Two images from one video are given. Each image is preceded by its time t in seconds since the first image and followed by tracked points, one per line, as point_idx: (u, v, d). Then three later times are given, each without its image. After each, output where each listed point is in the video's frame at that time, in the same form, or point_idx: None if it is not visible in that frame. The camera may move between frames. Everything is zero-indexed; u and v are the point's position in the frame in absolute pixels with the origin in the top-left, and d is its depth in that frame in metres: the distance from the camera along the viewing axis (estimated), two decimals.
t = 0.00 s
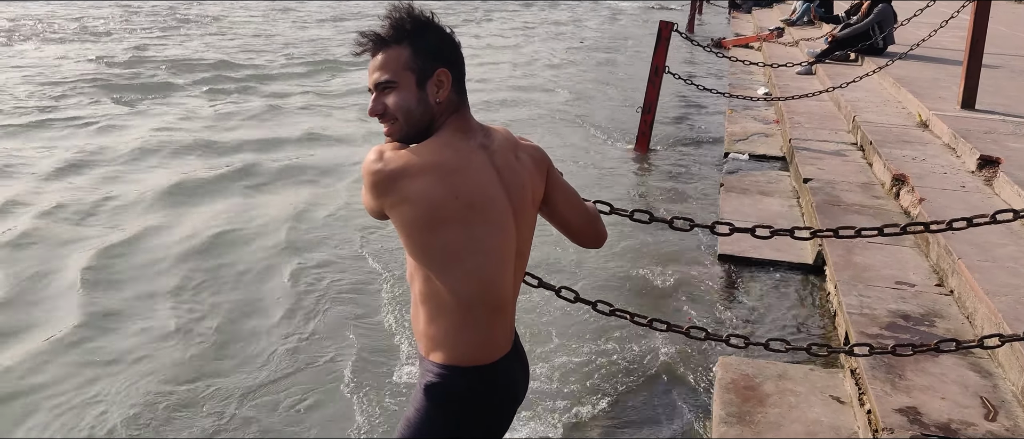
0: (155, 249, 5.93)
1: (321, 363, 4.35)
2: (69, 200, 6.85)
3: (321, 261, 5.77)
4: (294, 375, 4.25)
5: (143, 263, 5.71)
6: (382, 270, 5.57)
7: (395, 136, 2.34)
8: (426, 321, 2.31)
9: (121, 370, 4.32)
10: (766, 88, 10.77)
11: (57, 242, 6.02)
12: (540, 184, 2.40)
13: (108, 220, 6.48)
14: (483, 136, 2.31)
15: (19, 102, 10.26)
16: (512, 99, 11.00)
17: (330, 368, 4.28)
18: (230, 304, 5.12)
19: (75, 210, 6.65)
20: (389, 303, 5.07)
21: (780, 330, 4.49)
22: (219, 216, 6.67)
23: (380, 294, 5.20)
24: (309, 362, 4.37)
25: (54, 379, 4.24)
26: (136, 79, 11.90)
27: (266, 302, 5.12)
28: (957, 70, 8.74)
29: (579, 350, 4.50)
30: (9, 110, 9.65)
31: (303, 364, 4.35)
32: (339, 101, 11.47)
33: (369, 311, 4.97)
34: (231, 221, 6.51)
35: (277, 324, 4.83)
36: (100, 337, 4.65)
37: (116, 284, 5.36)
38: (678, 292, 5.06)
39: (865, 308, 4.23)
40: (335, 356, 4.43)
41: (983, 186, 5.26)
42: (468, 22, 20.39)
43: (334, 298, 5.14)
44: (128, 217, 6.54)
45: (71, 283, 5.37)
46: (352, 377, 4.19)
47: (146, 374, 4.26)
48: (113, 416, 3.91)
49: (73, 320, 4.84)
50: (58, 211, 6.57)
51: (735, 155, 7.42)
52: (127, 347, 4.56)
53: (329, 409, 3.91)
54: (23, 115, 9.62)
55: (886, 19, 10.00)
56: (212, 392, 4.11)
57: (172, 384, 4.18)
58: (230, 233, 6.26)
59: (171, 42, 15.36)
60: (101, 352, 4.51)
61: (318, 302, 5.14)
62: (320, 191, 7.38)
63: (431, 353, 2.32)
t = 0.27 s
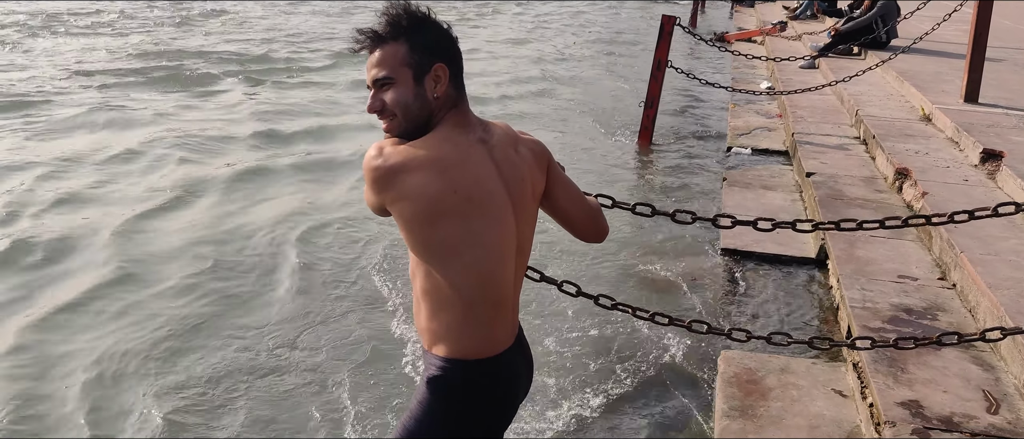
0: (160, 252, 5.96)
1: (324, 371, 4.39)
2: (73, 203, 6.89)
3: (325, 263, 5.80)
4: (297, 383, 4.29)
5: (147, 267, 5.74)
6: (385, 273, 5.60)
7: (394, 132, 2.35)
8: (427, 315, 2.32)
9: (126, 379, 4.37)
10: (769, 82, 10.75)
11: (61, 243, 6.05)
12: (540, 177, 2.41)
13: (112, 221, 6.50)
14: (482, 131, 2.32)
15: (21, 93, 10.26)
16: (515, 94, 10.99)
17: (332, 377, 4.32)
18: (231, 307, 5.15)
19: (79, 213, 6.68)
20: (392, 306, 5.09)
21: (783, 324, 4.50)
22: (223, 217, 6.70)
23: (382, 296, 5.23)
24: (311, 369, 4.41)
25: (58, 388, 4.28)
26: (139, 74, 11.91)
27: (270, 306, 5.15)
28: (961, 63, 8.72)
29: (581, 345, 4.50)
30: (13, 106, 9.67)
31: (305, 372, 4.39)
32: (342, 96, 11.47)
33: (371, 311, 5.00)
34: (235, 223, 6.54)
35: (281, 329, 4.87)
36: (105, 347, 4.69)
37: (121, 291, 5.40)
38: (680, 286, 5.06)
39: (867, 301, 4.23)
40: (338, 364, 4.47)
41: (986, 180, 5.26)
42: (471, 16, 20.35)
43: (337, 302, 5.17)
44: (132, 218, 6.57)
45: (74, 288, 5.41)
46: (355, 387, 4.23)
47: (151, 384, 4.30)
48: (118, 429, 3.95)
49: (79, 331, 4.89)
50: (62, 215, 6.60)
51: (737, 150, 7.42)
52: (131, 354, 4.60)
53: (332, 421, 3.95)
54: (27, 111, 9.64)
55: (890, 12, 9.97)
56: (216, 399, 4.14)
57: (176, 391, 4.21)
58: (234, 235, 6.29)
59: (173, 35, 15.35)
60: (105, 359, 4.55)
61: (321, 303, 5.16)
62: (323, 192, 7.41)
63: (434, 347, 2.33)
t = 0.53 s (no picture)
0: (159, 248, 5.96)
1: (325, 374, 4.40)
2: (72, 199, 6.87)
3: (324, 258, 5.80)
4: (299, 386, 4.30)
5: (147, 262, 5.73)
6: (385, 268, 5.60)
7: (390, 127, 2.34)
8: (428, 308, 2.32)
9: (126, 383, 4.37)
10: (768, 74, 10.74)
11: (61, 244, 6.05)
12: (538, 168, 2.40)
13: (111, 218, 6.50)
14: (478, 122, 2.31)
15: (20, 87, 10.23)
16: (514, 87, 10.98)
17: (331, 380, 4.33)
18: (230, 308, 5.16)
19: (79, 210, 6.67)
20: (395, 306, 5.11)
21: (782, 317, 4.49)
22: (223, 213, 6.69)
23: (381, 297, 5.24)
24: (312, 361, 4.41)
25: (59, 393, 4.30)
26: (138, 67, 11.89)
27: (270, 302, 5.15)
28: (961, 55, 8.71)
29: (581, 338, 4.50)
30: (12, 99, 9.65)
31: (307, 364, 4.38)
32: (341, 89, 11.46)
33: (369, 314, 5.01)
34: (236, 222, 6.54)
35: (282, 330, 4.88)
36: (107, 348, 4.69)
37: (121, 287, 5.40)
38: (681, 278, 5.07)
39: (867, 293, 4.23)
40: (339, 365, 4.47)
41: (986, 171, 5.25)
42: (470, 9, 20.32)
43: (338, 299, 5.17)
44: (132, 217, 6.56)
45: (73, 289, 5.42)
46: (358, 389, 4.24)
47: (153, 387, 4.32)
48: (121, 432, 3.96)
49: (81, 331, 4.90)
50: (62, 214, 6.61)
51: (737, 143, 7.41)
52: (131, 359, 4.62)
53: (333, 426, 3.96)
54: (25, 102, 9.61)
55: (889, 4, 9.95)
56: (219, 403, 4.15)
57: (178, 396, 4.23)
58: (234, 232, 6.30)
59: (172, 28, 15.32)
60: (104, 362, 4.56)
61: (319, 304, 5.17)
62: (323, 187, 7.41)
63: (435, 340, 2.33)
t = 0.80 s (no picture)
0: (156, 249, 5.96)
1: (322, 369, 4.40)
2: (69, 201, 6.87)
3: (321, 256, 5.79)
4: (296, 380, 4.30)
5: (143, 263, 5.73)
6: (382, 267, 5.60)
7: (385, 122, 2.34)
8: (424, 302, 2.32)
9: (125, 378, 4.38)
10: (764, 70, 10.74)
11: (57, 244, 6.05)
12: (534, 162, 2.40)
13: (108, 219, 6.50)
14: (474, 116, 2.31)
15: (15, 88, 10.23)
16: (510, 83, 10.97)
17: (329, 376, 4.34)
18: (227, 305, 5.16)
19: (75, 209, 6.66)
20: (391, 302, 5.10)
21: (778, 312, 4.50)
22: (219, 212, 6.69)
23: (377, 291, 5.24)
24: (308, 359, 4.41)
25: (57, 391, 4.29)
26: (133, 68, 11.87)
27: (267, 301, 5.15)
28: (956, 49, 8.71)
29: (577, 334, 4.50)
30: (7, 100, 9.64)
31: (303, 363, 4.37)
32: (337, 87, 11.45)
33: (366, 308, 5.01)
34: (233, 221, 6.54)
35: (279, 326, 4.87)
36: (103, 347, 4.69)
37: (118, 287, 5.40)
38: (678, 274, 5.07)
39: (863, 287, 4.23)
40: (335, 359, 4.47)
41: (982, 165, 5.26)
42: (466, 5, 20.29)
43: (335, 298, 5.17)
44: (129, 218, 6.56)
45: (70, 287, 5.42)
46: (354, 382, 4.23)
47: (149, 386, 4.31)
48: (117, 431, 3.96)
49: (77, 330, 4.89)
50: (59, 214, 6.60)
51: (733, 138, 7.41)
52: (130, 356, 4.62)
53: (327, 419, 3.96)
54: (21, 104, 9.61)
55: None
56: (215, 400, 4.14)
57: (175, 392, 4.22)
58: (231, 232, 6.29)
59: (168, 26, 15.30)
60: (104, 360, 4.57)
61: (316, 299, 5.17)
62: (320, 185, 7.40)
63: (432, 334, 2.33)
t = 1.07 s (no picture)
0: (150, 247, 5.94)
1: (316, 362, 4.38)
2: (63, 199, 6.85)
3: (318, 256, 5.79)
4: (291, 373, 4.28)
5: (137, 262, 5.72)
6: (377, 265, 5.59)
7: (381, 124, 2.34)
8: (421, 303, 2.31)
9: (122, 371, 4.36)
10: (759, 69, 10.75)
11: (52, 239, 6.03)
12: (531, 163, 2.40)
13: (102, 216, 6.47)
14: (470, 117, 2.31)
15: (10, 87, 10.19)
16: (506, 83, 10.97)
17: (324, 367, 4.32)
18: (221, 301, 5.14)
19: (70, 209, 6.64)
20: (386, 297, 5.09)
21: (773, 311, 4.50)
22: (214, 211, 6.68)
23: (371, 288, 5.22)
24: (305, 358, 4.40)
25: (55, 383, 4.28)
26: (128, 67, 11.84)
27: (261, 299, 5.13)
28: (951, 48, 8.72)
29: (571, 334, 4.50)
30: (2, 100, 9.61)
31: (298, 363, 4.37)
32: (332, 86, 11.43)
33: (361, 304, 4.99)
34: (228, 218, 6.52)
35: (272, 321, 4.86)
36: (96, 340, 4.67)
37: (112, 284, 5.38)
38: (673, 274, 5.07)
39: (858, 286, 4.24)
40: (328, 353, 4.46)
41: (976, 164, 5.26)
42: (462, 5, 20.28)
43: (330, 295, 5.16)
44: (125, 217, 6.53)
45: (65, 283, 5.39)
46: (349, 377, 4.22)
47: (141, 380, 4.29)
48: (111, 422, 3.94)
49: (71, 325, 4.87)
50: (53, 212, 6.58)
51: (729, 137, 7.41)
52: (125, 347, 4.59)
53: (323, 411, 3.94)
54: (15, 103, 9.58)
55: None
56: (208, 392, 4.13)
57: (171, 385, 4.20)
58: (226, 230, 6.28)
59: (162, 25, 15.27)
60: (99, 353, 4.54)
61: (311, 296, 5.16)
62: (315, 184, 7.39)
63: (427, 335, 2.32)
